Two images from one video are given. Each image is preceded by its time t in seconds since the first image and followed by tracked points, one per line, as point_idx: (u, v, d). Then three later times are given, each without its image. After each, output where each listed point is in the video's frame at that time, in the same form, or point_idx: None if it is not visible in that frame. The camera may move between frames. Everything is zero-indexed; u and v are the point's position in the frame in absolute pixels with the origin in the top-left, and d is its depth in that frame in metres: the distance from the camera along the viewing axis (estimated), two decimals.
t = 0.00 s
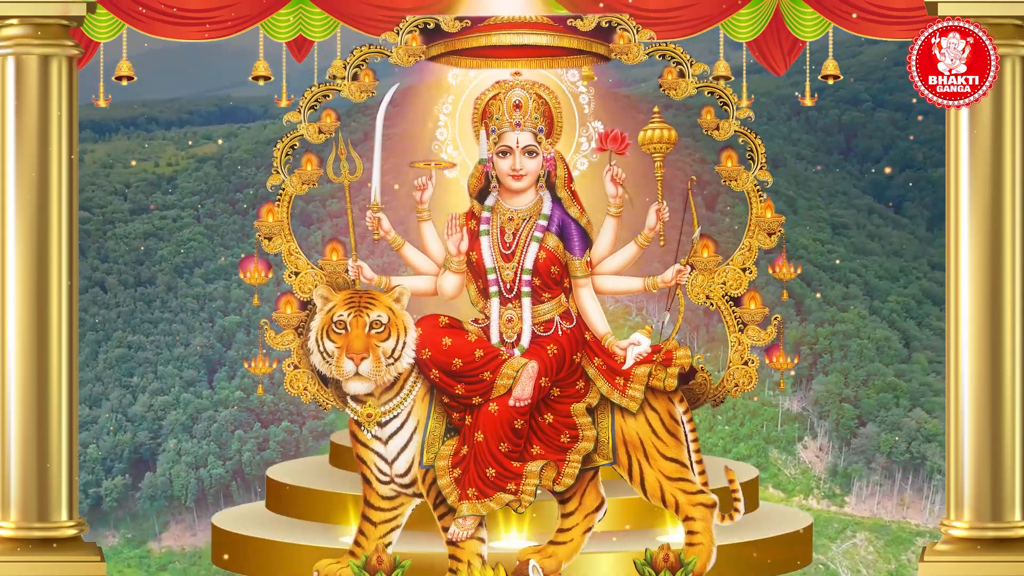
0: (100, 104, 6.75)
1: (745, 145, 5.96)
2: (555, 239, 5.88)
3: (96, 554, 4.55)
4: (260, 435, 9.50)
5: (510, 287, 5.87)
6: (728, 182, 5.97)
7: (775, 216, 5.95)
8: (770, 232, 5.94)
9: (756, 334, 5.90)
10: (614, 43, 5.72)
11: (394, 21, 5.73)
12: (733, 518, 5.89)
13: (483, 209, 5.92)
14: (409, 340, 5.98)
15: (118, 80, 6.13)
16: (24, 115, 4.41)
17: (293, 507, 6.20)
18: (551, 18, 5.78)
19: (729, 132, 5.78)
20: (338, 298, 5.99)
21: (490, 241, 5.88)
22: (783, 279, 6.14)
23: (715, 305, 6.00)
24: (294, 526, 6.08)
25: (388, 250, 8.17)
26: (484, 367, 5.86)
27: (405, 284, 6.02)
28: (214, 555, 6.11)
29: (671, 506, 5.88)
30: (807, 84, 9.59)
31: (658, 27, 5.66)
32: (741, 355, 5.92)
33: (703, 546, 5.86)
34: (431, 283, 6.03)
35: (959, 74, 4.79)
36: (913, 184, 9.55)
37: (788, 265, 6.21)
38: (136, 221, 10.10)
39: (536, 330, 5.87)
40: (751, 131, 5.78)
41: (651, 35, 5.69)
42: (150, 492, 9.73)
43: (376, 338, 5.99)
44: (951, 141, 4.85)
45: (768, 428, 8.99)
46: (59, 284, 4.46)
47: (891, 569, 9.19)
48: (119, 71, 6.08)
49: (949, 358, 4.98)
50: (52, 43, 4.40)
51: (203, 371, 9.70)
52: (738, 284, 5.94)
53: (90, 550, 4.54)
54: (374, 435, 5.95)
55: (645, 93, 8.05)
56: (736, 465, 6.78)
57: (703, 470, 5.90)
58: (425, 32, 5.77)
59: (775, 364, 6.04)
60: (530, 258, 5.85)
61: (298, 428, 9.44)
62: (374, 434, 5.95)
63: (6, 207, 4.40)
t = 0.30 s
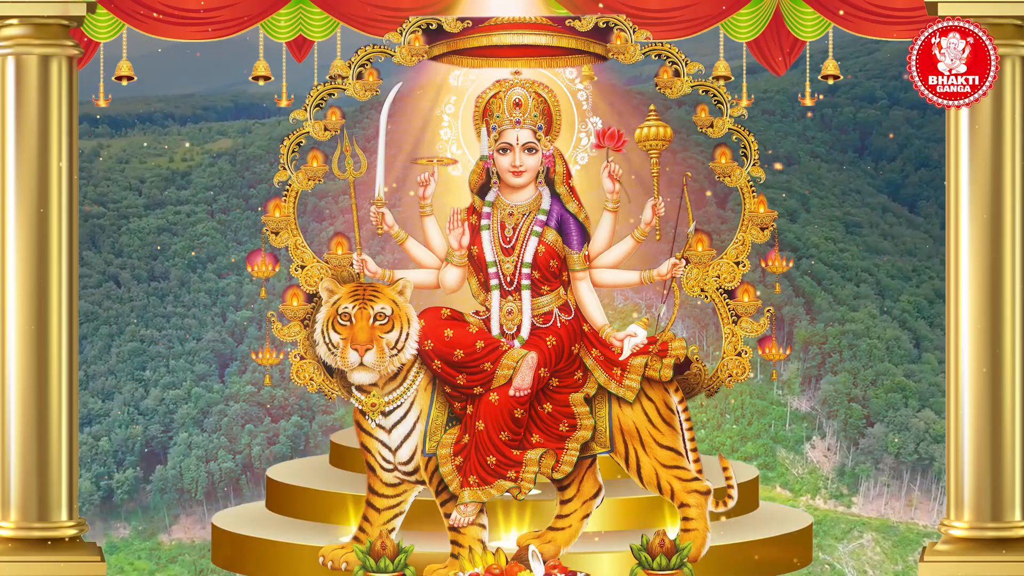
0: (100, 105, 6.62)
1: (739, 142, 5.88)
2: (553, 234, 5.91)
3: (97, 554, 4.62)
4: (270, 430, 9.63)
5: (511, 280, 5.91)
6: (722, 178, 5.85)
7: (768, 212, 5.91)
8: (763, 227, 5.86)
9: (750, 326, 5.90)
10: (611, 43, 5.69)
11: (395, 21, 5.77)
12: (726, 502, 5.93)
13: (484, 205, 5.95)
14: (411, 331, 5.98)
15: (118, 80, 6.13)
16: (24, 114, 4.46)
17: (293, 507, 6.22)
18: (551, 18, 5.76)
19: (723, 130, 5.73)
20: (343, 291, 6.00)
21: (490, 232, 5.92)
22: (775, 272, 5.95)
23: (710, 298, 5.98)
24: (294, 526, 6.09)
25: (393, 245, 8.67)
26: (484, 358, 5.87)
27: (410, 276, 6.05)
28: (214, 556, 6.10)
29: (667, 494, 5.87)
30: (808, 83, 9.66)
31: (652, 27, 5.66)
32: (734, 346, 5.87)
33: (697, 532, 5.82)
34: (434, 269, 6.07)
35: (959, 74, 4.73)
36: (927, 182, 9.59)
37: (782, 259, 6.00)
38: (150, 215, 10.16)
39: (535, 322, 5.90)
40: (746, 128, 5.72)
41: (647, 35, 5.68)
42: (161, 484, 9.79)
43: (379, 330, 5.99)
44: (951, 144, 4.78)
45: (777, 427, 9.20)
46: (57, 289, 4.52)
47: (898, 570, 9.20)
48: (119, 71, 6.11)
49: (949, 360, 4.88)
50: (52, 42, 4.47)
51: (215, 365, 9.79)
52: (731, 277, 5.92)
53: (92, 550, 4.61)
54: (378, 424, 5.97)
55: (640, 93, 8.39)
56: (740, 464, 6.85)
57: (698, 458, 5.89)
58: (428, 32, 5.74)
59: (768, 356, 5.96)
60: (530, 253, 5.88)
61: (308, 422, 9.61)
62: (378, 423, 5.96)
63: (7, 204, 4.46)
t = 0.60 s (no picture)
0: (100, 105, 6.97)
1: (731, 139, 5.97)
2: (552, 227, 5.93)
3: (97, 554, 4.66)
4: (280, 425, 9.73)
5: (511, 273, 5.91)
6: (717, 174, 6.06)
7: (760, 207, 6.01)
8: (755, 222, 5.94)
9: (743, 318, 5.93)
10: (608, 42, 5.77)
11: (400, 21, 5.76)
12: (721, 489, 5.93)
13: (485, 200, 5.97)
14: (415, 323, 6.02)
15: (118, 80, 6.21)
16: (24, 114, 4.52)
17: (293, 507, 6.21)
18: (550, 19, 5.85)
19: (717, 128, 5.85)
20: (348, 283, 6.02)
21: (490, 226, 5.92)
22: (768, 265, 6.09)
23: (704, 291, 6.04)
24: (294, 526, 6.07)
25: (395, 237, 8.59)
26: (485, 348, 5.92)
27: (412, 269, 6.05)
28: (214, 556, 6.05)
29: (663, 481, 5.94)
30: (807, 84, 9.64)
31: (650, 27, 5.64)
32: (728, 337, 5.95)
33: (692, 518, 5.89)
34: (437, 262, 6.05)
35: (959, 74, 4.68)
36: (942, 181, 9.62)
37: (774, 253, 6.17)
38: (164, 211, 10.23)
39: (534, 314, 5.91)
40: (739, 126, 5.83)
41: (643, 35, 5.70)
42: (172, 478, 9.84)
43: (383, 321, 6.03)
44: (951, 144, 4.72)
45: (785, 427, 9.13)
46: (58, 290, 4.57)
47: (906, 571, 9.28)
48: (119, 71, 6.16)
49: (949, 362, 4.81)
50: (52, 42, 4.51)
51: (226, 360, 9.87)
52: (725, 270, 5.98)
53: (91, 550, 4.66)
54: (382, 413, 6.00)
55: (637, 89, 8.49)
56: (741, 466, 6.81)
57: (693, 445, 5.94)
58: (430, 32, 5.81)
59: (760, 346, 6.04)
60: (530, 246, 5.89)
61: (317, 418, 9.65)
62: (382, 412, 5.99)
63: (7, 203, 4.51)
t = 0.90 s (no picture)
0: (100, 104, 6.67)
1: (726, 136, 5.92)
2: (549, 219, 5.95)
3: (96, 554, 4.70)
4: (289, 421, 9.79)
5: (511, 265, 5.93)
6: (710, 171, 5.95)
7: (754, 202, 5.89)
8: (749, 217, 5.86)
9: (736, 310, 5.89)
10: (605, 43, 5.82)
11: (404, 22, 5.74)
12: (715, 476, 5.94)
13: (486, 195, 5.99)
14: (419, 315, 6.00)
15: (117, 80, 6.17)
16: (24, 113, 4.56)
17: (293, 507, 6.25)
18: (549, 19, 5.84)
19: (711, 125, 5.77)
20: (353, 276, 6.00)
21: (492, 221, 5.94)
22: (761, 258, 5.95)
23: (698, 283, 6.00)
24: (293, 526, 6.09)
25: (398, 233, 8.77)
26: (485, 339, 5.91)
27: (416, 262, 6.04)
28: (214, 556, 6.10)
29: (658, 468, 5.92)
30: (806, 84, 9.66)
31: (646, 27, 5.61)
32: (721, 328, 5.91)
33: (687, 503, 5.89)
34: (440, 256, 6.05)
35: (959, 74, 4.63)
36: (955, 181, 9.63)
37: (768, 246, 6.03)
38: (178, 207, 10.25)
39: (533, 306, 5.93)
40: (734, 124, 5.78)
41: (639, 35, 5.77)
42: (181, 473, 9.93)
43: (387, 313, 6.00)
44: (950, 143, 4.68)
45: (794, 427, 9.24)
46: (58, 290, 4.61)
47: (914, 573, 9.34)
48: (119, 71, 6.19)
49: (949, 362, 4.73)
50: (52, 42, 4.56)
51: (237, 357, 9.93)
52: (719, 263, 5.95)
53: (90, 550, 4.69)
54: (385, 402, 5.97)
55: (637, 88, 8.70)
56: (740, 466, 6.78)
57: (688, 434, 5.93)
58: (433, 32, 5.83)
59: (753, 337, 5.99)
60: (529, 240, 5.91)
61: (327, 414, 9.73)
62: (385, 401, 5.97)
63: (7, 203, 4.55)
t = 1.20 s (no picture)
0: (100, 104, 6.35)
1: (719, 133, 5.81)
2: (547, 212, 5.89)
3: (96, 554, 4.71)
4: (298, 417, 9.86)
5: (510, 258, 5.87)
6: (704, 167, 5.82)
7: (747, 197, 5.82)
8: (741, 211, 5.77)
9: (730, 301, 5.75)
10: (602, 42, 5.79)
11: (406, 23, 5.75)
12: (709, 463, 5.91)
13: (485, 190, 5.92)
14: (422, 306, 5.97)
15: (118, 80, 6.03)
16: (24, 112, 4.59)
17: (292, 507, 6.26)
18: (549, 19, 5.85)
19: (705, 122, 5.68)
20: (358, 269, 5.91)
21: (493, 214, 5.87)
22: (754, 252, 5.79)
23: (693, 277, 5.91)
24: (293, 526, 6.11)
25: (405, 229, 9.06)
26: (486, 331, 5.92)
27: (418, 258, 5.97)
28: (214, 557, 6.13)
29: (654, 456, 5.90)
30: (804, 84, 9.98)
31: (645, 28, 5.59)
32: (715, 319, 5.82)
33: (681, 490, 5.85)
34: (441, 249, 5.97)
35: (959, 74, 4.58)
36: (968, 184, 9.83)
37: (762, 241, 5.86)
38: (190, 204, 10.34)
39: (532, 297, 5.89)
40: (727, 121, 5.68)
41: (635, 35, 5.71)
42: (191, 468, 10.01)
43: (392, 304, 5.95)
44: (950, 143, 4.63)
45: (802, 428, 9.42)
46: (58, 290, 4.64)
47: None
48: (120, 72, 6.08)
49: (949, 362, 4.67)
50: (52, 43, 4.59)
51: (248, 352, 9.96)
52: (713, 256, 5.84)
53: (90, 551, 4.69)
54: (389, 391, 5.94)
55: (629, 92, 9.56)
56: (738, 465, 6.77)
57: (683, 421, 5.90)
58: (435, 33, 5.81)
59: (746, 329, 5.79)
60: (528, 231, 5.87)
61: (336, 411, 9.74)
62: (389, 390, 5.93)
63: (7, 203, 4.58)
